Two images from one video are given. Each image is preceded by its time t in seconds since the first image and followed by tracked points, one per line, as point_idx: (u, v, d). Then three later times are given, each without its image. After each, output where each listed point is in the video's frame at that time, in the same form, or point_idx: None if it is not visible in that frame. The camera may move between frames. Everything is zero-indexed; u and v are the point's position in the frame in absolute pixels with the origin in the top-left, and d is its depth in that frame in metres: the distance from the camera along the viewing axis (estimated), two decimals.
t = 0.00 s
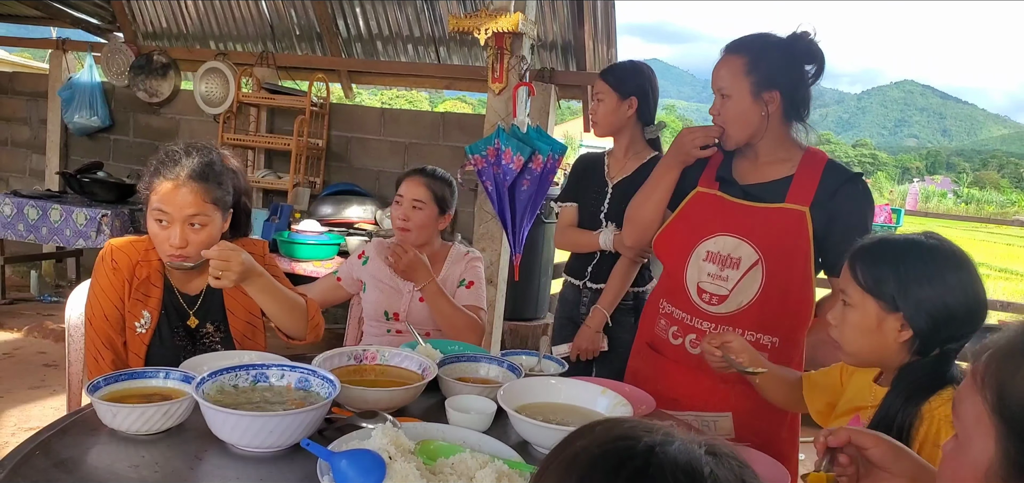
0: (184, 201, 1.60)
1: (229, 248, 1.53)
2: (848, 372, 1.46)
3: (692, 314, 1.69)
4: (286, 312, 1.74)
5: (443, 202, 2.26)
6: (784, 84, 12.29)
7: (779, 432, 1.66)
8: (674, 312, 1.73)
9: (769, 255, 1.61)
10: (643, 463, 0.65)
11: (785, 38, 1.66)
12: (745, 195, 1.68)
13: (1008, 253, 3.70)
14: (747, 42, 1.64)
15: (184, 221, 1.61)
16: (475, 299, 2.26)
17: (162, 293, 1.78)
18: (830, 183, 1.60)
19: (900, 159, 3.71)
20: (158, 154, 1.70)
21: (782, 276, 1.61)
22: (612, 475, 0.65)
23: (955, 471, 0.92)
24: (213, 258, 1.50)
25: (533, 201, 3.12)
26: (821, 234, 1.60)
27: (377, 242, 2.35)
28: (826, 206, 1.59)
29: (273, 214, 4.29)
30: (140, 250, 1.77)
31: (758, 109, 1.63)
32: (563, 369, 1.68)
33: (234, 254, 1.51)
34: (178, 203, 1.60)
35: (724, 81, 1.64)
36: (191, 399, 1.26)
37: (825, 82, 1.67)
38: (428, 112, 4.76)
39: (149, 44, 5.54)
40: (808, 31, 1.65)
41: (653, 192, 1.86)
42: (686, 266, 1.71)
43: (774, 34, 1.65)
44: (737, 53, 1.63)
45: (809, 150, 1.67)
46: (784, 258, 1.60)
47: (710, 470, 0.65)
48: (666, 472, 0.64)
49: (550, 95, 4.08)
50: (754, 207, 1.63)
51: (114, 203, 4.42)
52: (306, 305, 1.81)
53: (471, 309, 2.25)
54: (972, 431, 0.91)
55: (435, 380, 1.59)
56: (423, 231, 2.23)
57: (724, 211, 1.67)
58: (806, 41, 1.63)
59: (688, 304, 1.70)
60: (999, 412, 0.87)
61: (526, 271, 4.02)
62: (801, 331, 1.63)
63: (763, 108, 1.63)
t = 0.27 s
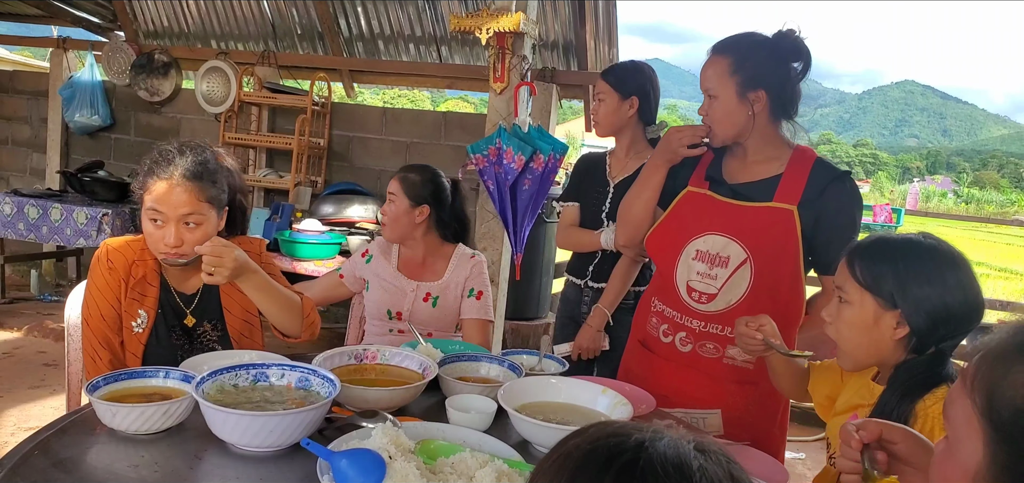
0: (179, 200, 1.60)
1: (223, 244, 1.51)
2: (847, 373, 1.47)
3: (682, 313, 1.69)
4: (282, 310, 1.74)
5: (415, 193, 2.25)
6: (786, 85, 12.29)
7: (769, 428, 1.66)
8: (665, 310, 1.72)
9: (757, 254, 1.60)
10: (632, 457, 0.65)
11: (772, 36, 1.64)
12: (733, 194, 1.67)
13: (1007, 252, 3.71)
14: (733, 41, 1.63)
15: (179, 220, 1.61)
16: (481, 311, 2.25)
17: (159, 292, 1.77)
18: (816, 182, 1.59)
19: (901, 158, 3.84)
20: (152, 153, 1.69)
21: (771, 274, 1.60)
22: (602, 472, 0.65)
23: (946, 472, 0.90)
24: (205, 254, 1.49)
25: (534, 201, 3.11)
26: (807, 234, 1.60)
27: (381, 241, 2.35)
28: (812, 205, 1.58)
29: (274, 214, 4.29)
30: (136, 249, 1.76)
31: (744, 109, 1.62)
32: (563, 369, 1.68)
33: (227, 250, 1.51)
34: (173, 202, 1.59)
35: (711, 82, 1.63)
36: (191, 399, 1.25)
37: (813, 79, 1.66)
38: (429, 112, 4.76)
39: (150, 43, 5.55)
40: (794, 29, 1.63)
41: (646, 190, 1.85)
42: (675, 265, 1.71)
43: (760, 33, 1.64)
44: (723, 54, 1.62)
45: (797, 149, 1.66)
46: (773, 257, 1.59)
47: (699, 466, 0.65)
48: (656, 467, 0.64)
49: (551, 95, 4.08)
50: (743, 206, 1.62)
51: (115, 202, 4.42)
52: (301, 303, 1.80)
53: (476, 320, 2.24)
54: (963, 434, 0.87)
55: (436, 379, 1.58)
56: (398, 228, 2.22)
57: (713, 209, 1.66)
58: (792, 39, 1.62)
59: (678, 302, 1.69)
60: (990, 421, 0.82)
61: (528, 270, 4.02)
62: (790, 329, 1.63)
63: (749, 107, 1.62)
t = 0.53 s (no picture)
0: (174, 197, 1.60)
1: (217, 240, 1.52)
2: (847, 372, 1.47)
3: (679, 312, 1.68)
4: (278, 308, 1.73)
5: (406, 190, 2.26)
6: (787, 84, 12.28)
7: (767, 426, 1.66)
8: (662, 309, 1.71)
9: (755, 253, 1.59)
10: (627, 454, 0.65)
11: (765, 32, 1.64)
12: (728, 191, 1.67)
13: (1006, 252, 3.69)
14: (727, 40, 1.63)
15: (175, 218, 1.60)
16: (472, 308, 2.24)
17: (155, 291, 1.77)
18: (813, 180, 1.59)
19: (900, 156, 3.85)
20: (146, 151, 1.68)
21: (768, 273, 1.59)
22: (598, 471, 0.64)
23: (942, 468, 0.89)
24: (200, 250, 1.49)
25: (534, 199, 3.10)
26: (803, 232, 1.60)
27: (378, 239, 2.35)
28: (809, 202, 1.59)
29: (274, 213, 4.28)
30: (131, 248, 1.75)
31: (740, 106, 1.62)
32: (563, 367, 1.67)
33: (221, 245, 1.51)
34: (168, 200, 1.59)
35: (706, 81, 1.63)
36: (190, 398, 1.25)
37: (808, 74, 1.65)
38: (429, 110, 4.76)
39: (150, 42, 5.55)
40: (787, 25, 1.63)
41: (640, 188, 1.85)
42: (672, 264, 1.70)
43: (753, 30, 1.64)
44: (716, 53, 1.62)
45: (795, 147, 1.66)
46: (770, 255, 1.59)
47: (693, 464, 0.64)
48: (651, 463, 0.63)
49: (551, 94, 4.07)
50: (740, 205, 1.62)
51: (114, 201, 4.41)
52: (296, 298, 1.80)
53: (467, 316, 2.23)
54: (961, 429, 0.87)
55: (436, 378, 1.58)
56: (392, 224, 2.22)
57: (711, 208, 1.66)
58: (785, 35, 1.62)
59: (675, 301, 1.69)
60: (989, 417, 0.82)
61: (528, 269, 4.01)
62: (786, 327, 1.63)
63: (747, 105, 1.62)
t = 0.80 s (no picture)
0: (175, 194, 1.59)
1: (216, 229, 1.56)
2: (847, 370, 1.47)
3: (685, 313, 1.67)
4: (276, 302, 1.74)
5: (403, 189, 2.26)
6: (786, 85, 12.28)
7: (772, 427, 1.66)
8: (667, 310, 1.71)
9: (761, 254, 1.59)
10: (627, 448, 0.65)
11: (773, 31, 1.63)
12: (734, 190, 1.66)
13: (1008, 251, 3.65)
14: (737, 40, 1.61)
15: (176, 215, 1.60)
16: (468, 307, 2.22)
17: (154, 290, 1.77)
18: (821, 180, 1.58)
19: (900, 156, 3.87)
20: (146, 149, 1.68)
21: (774, 274, 1.59)
22: (598, 464, 0.65)
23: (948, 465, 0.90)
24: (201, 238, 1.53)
25: (534, 199, 3.10)
26: (809, 232, 1.59)
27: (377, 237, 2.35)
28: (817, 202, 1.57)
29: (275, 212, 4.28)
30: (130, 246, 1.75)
31: (755, 107, 1.61)
32: (564, 367, 1.67)
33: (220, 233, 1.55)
34: (170, 197, 1.59)
35: (716, 82, 1.62)
36: (190, 397, 1.25)
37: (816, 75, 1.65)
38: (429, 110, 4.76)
39: (150, 41, 5.55)
40: (794, 24, 1.62)
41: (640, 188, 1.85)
42: (678, 265, 1.70)
43: (761, 30, 1.63)
44: (727, 54, 1.61)
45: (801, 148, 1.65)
46: (776, 256, 1.58)
47: (692, 458, 0.65)
48: (652, 457, 0.64)
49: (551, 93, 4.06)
50: (745, 205, 1.61)
51: (114, 200, 4.41)
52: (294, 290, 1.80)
53: (463, 315, 2.21)
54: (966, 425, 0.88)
55: (436, 377, 1.58)
56: (388, 222, 2.22)
57: (717, 209, 1.65)
58: (792, 34, 1.61)
59: (681, 302, 1.68)
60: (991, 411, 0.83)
61: (528, 268, 4.02)
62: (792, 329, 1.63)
63: (760, 106, 1.61)
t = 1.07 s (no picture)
0: (180, 192, 1.59)
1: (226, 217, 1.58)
2: (847, 368, 1.47)
3: (700, 316, 1.68)
4: (280, 296, 1.74)
5: (405, 187, 2.27)
6: (786, 83, 12.28)
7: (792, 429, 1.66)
8: (682, 314, 1.71)
9: (778, 256, 1.59)
10: (648, 442, 0.65)
11: (789, 30, 1.61)
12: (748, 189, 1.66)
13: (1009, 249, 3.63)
14: (760, 41, 1.58)
15: (182, 213, 1.60)
16: (471, 306, 2.23)
17: (155, 288, 1.77)
18: (836, 180, 1.57)
19: (902, 156, 3.84)
20: (145, 149, 1.70)
21: (792, 276, 1.59)
22: (619, 456, 0.65)
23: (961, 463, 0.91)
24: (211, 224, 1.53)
25: (535, 197, 3.10)
26: (826, 232, 1.57)
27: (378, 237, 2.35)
28: (833, 202, 1.56)
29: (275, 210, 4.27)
30: (130, 245, 1.75)
31: (781, 111, 1.59)
32: (565, 365, 1.68)
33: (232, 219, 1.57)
34: (175, 195, 1.59)
35: (739, 85, 1.58)
36: (193, 395, 1.25)
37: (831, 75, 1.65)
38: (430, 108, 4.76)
39: (150, 40, 5.54)
40: (809, 22, 1.61)
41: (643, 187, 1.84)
42: (693, 268, 1.70)
43: (777, 29, 1.61)
44: (755, 56, 1.57)
45: (815, 148, 1.64)
46: (793, 258, 1.59)
47: (714, 455, 0.65)
48: (673, 452, 0.64)
49: (552, 91, 4.06)
50: (757, 206, 1.61)
51: (116, 199, 4.41)
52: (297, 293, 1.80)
53: (466, 315, 2.22)
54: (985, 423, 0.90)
55: (437, 375, 1.58)
56: (390, 221, 2.23)
57: (731, 211, 1.65)
58: (808, 33, 1.60)
59: (695, 305, 1.69)
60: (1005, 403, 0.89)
61: (529, 267, 4.02)
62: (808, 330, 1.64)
63: (787, 110, 1.60)
